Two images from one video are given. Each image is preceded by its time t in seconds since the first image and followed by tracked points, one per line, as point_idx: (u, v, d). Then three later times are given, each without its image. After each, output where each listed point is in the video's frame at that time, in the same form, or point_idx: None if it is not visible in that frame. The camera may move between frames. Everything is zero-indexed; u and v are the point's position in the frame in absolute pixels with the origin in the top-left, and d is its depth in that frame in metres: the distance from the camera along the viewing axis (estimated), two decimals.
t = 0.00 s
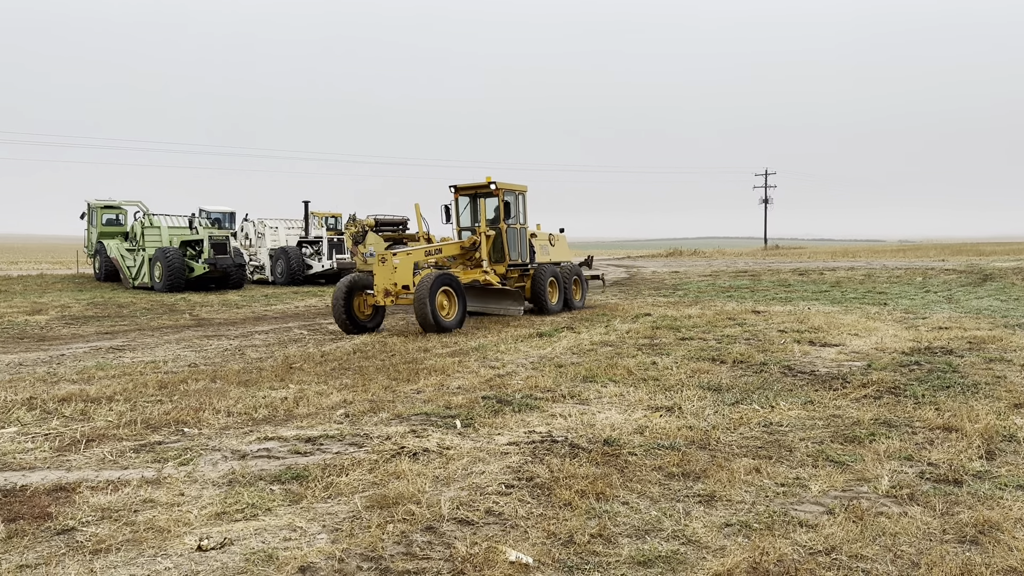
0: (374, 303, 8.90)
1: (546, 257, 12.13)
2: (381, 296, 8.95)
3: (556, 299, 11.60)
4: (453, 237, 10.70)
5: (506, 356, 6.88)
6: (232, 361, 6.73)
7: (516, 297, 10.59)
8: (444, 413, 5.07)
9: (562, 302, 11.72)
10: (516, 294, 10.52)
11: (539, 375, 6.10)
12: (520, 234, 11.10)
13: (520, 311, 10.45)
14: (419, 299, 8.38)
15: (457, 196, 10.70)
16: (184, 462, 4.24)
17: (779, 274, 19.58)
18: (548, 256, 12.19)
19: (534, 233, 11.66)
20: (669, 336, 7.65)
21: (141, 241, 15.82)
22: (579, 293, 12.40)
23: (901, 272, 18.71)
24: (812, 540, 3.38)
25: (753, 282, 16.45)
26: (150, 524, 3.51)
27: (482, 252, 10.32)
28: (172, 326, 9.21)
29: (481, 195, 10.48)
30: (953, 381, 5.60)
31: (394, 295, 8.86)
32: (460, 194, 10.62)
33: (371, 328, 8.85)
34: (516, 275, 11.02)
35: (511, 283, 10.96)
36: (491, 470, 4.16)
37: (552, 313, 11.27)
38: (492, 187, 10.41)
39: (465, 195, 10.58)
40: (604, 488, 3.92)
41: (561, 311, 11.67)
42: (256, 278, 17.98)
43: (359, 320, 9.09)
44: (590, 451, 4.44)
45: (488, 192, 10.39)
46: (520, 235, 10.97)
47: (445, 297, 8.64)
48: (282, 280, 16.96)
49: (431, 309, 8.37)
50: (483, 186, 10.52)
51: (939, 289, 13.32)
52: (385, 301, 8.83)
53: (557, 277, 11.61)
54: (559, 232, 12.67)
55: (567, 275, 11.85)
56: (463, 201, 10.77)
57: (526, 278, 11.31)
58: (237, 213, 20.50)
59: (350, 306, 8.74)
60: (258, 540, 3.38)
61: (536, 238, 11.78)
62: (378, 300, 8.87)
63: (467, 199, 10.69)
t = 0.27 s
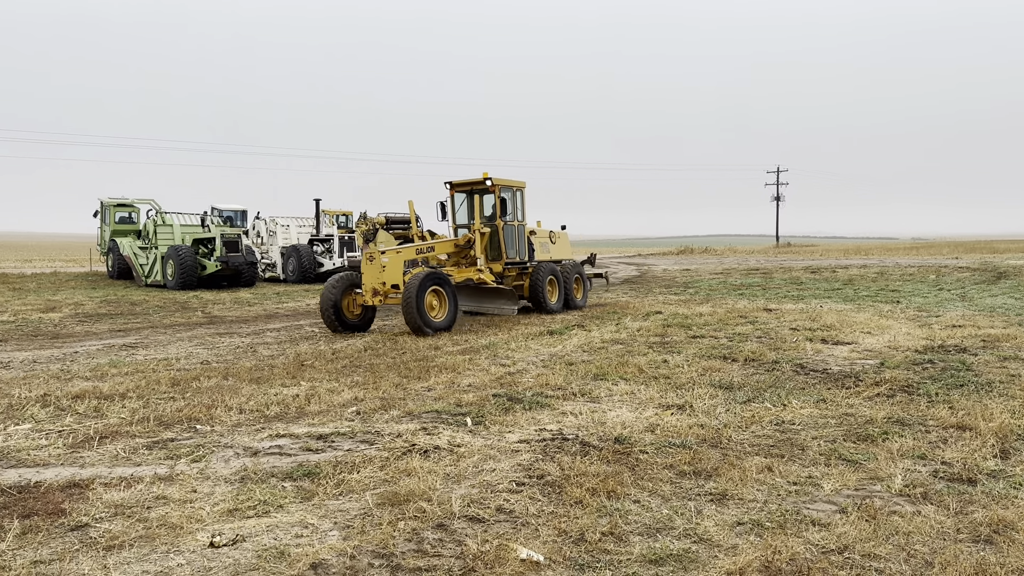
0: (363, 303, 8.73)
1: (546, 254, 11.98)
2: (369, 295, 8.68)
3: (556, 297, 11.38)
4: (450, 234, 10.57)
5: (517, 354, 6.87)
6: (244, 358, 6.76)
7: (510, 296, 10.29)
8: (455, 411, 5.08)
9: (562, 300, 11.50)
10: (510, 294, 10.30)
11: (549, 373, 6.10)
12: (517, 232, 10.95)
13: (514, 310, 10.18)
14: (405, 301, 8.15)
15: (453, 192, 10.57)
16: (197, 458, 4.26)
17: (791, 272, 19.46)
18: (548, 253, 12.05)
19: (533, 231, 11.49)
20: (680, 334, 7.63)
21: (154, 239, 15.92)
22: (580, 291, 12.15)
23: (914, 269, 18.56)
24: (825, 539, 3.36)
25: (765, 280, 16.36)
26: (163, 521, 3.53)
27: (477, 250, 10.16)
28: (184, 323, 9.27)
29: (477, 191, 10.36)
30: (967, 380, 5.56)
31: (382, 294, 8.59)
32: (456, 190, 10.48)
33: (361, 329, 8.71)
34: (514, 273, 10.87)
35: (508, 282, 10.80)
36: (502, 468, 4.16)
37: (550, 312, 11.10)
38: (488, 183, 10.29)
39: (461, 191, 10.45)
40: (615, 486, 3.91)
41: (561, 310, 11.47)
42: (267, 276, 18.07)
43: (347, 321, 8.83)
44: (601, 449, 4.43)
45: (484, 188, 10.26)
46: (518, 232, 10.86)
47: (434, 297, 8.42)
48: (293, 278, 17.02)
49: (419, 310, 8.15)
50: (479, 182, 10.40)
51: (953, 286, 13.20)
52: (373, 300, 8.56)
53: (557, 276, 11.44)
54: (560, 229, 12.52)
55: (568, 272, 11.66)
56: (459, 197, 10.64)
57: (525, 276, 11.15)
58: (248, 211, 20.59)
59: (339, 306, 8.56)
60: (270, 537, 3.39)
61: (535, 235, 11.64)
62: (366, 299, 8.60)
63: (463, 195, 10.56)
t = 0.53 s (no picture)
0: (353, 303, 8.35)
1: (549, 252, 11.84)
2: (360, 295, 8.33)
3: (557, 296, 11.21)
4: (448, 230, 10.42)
5: (530, 352, 6.87)
6: (258, 355, 6.80)
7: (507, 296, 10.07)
8: (468, 408, 5.08)
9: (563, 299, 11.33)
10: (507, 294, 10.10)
11: (562, 371, 6.09)
12: (518, 229, 10.80)
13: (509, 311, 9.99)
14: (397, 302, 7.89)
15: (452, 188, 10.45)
16: (212, 455, 4.29)
17: (806, 269, 19.31)
18: (550, 251, 11.88)
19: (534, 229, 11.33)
20: (693, 332, 7.60)
21: (169, 237, 16.03)
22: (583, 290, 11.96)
23: (930, 267, 18.36)
24: (840, 538, 3.34)
25: (779, 278, 16.25)
26: (178, 517, 3.56)
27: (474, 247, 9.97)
28: (199, 320, 9.34)
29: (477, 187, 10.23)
30: (984, 379, 5.51)
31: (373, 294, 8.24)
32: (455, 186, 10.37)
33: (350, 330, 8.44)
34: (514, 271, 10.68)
35: (507, 280, 10.59)
36: (515, 466, 4.16)
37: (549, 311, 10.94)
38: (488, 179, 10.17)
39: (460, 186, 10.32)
40: (629, 485, 3.91)
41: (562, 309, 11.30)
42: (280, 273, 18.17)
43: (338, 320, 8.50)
44: (614, 447, 4.42)
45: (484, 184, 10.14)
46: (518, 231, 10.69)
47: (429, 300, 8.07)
48: (307, 276, 17.09)
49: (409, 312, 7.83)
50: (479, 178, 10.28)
51: (969, 284, 13.07)
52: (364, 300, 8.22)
53: (558, 274, 11.30)
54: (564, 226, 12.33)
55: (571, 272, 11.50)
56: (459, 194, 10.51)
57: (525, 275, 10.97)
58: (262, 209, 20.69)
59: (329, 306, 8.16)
60: (285, 533, 3.41)
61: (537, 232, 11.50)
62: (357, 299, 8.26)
63: (462, 192, 10.43)
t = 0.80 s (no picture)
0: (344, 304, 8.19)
1: (552, 250, 11.78)
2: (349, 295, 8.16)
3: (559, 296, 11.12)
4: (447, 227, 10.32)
5: (546, 349, 6.87)
6: (276, 352, 6.84)
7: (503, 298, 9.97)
8: (484, 406, 5.09)
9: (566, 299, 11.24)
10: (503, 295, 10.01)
11: (578, 369, 6.08)
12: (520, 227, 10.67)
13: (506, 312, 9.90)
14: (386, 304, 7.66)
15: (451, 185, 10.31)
16: (231, 451, 4.32)
17: (824, 268, 19.12)
18: (554, 250, 11.84)
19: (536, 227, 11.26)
20: (710, 331, 7.57)
21: (188, 235, 16.18)
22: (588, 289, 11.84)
23: (949, 266, 18.13)
24: (860, 538, 3.31)
25: (796, 276, 16.13)
26: (198, 512, 3.58)
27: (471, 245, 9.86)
28: (218, 317, 9.42)
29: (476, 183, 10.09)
30: (1007, 378, 5.45)
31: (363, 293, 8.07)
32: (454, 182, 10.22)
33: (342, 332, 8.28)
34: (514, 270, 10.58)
35: (507, 279, 10.49)
36: (532, 463, 4.16)
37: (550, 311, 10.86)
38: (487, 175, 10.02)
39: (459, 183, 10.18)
40: (646, 483, 3.89)
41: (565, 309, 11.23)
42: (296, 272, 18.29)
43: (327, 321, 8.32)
44: (631, 445, 4.41)
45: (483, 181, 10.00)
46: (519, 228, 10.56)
47: (421, 299, 7.81)
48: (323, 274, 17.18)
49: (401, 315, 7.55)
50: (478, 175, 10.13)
51: (990, 283, 12.91)
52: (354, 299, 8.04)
53: (560, 274, 11.23)
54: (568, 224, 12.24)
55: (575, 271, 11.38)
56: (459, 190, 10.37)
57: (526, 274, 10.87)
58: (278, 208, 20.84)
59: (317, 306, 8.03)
60: (303, 529, 3.42)
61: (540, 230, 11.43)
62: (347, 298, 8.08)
63: (461, 188, 10.29)
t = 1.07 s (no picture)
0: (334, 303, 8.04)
1: (557, 248, 11.74)
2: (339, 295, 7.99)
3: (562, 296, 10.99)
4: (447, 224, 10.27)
5: (564, 347, 6.87)
6: (295, 349, 6.89)
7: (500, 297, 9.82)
8: (503, 403, 5.09)
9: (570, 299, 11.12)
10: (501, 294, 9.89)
11: (596, 367, 6.08)
12: (521, 224, 10.61)
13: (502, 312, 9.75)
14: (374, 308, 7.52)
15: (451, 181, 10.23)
16: (252, 446, 4.35)
17: (845, 265, 18.86)
18: (559, 247, 11.80)
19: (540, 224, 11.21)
20: (730, 329, 7.53)
21: (209, 233, 16.34)
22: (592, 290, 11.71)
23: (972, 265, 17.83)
24: (882, 538, 3.29)
25: (817, 274, 15.98)
26: (219, 507, 3.62)
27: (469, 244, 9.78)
28: (238, 314, 9.51)
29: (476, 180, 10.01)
30: None
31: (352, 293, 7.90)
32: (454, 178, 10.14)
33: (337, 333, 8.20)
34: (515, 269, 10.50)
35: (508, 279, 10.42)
36: (550, 461, 4.16)
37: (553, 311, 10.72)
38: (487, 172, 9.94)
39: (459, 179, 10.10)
40: (665, 481, 3.88)
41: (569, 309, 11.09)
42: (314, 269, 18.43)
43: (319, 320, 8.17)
44: (650, 444, 4.40)
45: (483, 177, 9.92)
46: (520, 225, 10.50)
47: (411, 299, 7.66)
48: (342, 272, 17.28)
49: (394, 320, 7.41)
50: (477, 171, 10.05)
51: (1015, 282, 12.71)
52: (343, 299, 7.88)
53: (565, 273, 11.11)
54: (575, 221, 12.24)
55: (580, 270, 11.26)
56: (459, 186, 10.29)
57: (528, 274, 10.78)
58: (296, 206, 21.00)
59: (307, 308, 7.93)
60: (323, 524, 3.45)
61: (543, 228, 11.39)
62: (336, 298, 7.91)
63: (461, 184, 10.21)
